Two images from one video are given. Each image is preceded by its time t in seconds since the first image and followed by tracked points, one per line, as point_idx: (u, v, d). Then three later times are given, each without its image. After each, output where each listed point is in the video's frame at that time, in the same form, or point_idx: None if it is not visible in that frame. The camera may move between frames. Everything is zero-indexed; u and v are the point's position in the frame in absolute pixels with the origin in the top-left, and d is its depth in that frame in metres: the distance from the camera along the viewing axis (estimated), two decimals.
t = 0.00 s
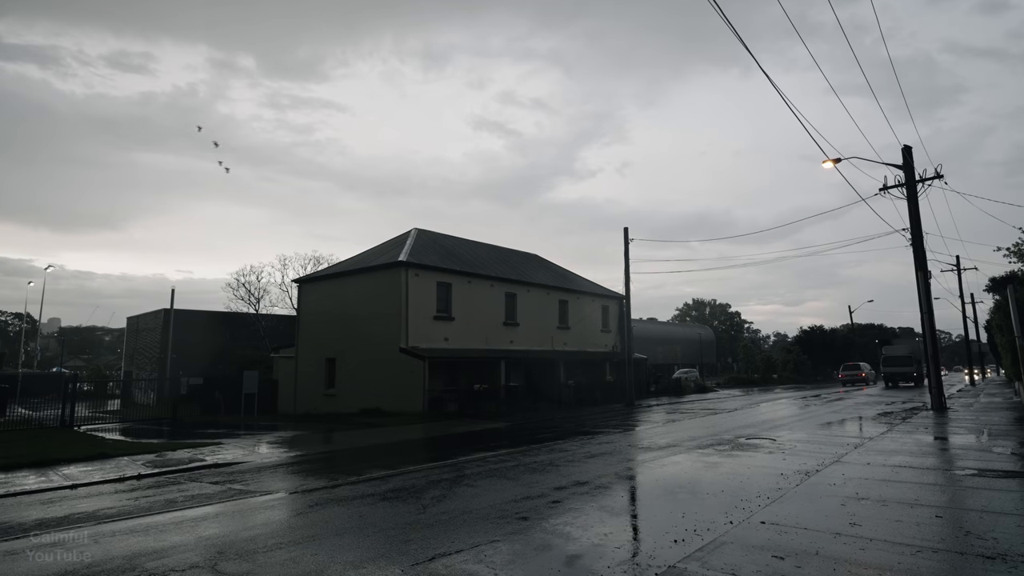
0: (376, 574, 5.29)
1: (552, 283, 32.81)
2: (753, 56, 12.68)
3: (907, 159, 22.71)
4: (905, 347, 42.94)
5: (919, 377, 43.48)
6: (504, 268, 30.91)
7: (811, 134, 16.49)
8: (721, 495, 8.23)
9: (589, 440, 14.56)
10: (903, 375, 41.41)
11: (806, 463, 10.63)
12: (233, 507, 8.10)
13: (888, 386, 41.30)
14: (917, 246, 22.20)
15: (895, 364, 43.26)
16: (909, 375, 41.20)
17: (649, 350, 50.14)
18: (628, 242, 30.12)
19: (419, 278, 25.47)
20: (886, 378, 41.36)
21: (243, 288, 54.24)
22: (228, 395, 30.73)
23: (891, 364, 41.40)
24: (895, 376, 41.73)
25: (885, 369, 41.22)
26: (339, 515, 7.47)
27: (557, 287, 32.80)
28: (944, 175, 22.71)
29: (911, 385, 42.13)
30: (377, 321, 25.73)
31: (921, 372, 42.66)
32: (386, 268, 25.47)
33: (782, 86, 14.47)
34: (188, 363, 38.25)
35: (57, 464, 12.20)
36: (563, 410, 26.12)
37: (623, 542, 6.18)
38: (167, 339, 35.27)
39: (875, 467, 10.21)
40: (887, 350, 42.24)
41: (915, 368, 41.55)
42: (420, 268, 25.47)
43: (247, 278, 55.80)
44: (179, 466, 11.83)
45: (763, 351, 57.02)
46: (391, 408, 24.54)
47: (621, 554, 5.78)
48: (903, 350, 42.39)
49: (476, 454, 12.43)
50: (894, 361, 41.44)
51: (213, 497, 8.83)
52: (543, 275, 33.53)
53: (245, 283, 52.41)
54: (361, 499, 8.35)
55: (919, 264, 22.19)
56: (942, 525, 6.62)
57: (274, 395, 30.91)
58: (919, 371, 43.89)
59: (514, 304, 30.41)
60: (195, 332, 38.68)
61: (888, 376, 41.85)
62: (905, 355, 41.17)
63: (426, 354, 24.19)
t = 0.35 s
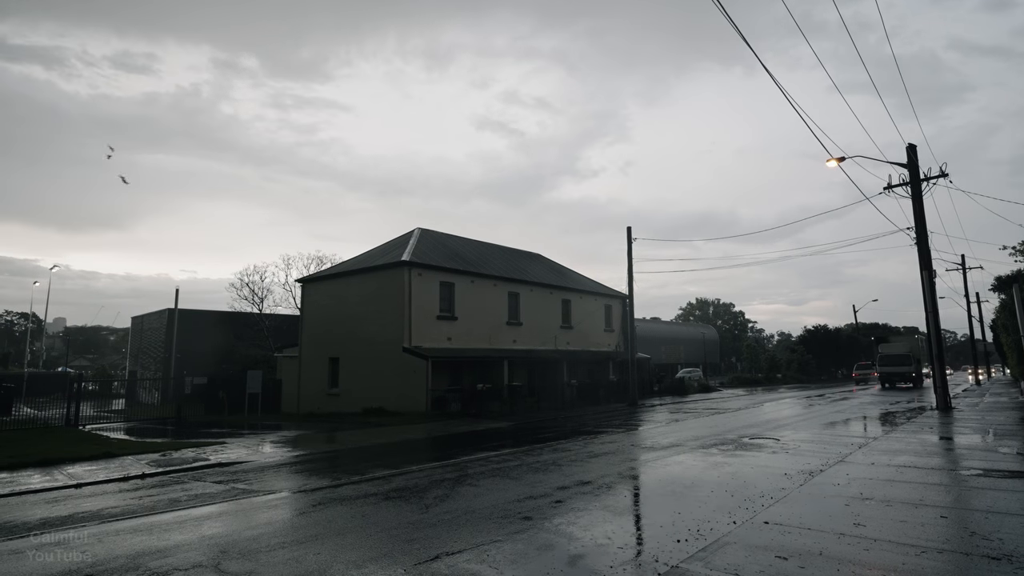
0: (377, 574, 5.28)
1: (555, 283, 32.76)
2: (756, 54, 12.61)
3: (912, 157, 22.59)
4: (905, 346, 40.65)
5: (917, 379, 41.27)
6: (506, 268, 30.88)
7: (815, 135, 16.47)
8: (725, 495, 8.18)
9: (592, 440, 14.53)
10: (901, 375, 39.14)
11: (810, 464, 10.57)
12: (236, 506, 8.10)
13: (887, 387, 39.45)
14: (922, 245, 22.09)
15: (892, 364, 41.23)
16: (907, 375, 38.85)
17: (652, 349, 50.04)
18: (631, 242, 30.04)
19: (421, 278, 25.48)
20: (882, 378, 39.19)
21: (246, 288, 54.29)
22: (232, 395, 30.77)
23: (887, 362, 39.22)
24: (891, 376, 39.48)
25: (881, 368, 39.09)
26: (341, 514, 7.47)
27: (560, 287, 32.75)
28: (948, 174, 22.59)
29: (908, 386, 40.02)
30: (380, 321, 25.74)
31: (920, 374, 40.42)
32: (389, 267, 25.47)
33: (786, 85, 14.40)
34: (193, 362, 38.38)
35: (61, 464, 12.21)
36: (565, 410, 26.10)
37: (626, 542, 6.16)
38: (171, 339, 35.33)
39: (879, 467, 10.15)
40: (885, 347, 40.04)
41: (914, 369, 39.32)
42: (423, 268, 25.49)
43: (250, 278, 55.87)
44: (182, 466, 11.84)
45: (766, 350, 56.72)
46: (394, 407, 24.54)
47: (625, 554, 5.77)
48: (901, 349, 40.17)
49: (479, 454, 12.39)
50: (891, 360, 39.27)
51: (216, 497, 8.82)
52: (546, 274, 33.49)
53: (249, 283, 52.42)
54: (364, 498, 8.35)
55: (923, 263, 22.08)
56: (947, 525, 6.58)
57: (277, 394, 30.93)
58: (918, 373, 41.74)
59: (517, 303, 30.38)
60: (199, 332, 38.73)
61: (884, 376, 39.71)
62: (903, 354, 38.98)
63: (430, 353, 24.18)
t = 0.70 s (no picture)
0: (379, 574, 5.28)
1: (558, 283, 32.73)
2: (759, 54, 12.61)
3: (916, 157, 22.51)
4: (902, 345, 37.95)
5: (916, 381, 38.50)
6: (509, 268, 30.88)
7: (819, 134, 16.44)
8: (728, 496, 8.16)
9: (595, 440, 14.51)
10: (897, 376, 36.33)
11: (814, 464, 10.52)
12: (240, 506, 8.13)
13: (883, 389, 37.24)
14: (926, 244, 22.00)
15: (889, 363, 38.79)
16: (904, 376, 36.04)
17: (656, 349, 49.93)
18: (634, 241, 30.02)
19: (424, 278, 25.49)
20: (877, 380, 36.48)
21: (250, 288, 54.49)
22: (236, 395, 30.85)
23: (882, 363, 36.50)
24: (887, 378, 36.65)
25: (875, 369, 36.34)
26: (344, 514, 7.48)
27: (563, 287, 32.72)
28: (953, 173, 22.49)
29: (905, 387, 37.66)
30: (383, 321, 25.75)
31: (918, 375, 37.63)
32: (392, 267, 25.50)
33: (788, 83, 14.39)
34: (197, 361, 38.54)
35: (65, 464, 12.24)
36: (569, 410, 26.10)
37: (628, 543, 6.16)
38: (175, 339, 35.46)
39: (883, 468, 10.09)
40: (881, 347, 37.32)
41: (912, 370, 36.52)
42: (426, 268, 25.50)
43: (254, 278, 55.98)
44: (186, 465, 11.88)
45: (770, 350, 56.62)
46: (397, 407, 24.56)
47: (627, 555, 5.76)
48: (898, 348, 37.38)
49: (481, 454, 12.38)
50: (887, 360, 36.68)
51: (219, 497, 8.85)
52: (549, 275, 33.47)
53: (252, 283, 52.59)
54: (367, 498, 8.37)
55: (928, 263, 21.98)
56: (951, 526, 6.55)
57: (281, 394, 30.97)
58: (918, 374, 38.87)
59: (520, 304, 30.37)
60: (202, 333, 38.85)
61: (879, 378, 36.91)
62: (900, 354, 36.26)
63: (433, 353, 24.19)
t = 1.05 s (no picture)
0: None
1: (556, 284, 32.77)
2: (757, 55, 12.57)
3: (913, 158, 22.58)
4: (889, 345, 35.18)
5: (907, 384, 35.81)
6: (508, 269, 30.92)
7: (814, 134, 16.52)
8: (725, 496, 8.21)
9: (593, 440, 14.60)
10: (884, 378, 33.74)
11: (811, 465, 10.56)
12: (238, 508, 8.16)
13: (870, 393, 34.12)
14: (924, 245, 22.08)
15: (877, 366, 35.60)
16: (892, 378, 33.45)
17: (654, 350, 50.03)
18: (633, 243, 30.08)
19: (423, 279, 25.50)
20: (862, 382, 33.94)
21: (249, 288, 54.52)
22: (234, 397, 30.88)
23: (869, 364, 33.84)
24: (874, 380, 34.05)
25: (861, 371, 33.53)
26: (342, 515, 7.51)
27: (561, 287, 32.76)
28: (950, 175, 22.57)
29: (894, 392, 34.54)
30: (381, 322, 25.78)
31: (909, 377, 34.95)
32: (390, 269, 25.52)
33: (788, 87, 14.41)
34: (196, 362, 38.55)
35: (64, 465, 12.29)
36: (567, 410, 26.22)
37: (626, 543, 6.18)
38: (174, 340, 35.50)
39: (880, 468, 10.14)
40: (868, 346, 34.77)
41: (902, 371, 33.90)
42: (424, 269, 25.51)
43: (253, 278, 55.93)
44: (185, 466, 11.92)
45: (768, 351, 56.79)
46: (396, 408, 24.60)
47: (625, 555, 5.80)
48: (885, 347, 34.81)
49: (480, 455, 12.41)
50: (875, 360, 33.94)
51: (218, 498, 8.90)
52: (547, 276, 33.48)
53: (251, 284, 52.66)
54: (366, 500, 8.38)
55: (925, 264, 22.07)
56: (947, 527, 6.59)
57: (279, 395, 30.97)
58: (908, 376, 36.16)
59: (518, 304, 30.41)
60: (200, 333, 38.85)
61: (865, 380, 34.35)
62: (887, 353, 33.75)
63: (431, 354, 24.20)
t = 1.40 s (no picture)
0: None
1: (543, 283, 32.80)
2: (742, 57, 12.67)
3: (895, 161, 22.93)
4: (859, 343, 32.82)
5: (878, 386, 33.53)
6: (495, 268, 30.89)
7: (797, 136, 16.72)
8: (709, 495, 8.27)
9: (580, 440, 14.65)
10: (852, 380, 31.34)
11: (794, 463, 10.68)
12: (221, 508, 8.06)
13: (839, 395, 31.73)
14: (904, 246, 22.44)
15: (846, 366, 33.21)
16: (861, 380, 31.08)
17: (640, 349, 50.32)
18: (620, 242, 30.20)
19: (409, 278, 25.39)
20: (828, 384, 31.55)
21: (233, 286, 53.92)
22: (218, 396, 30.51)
23: (836, 364, 31.56)
24: (841, 381, 31.59)
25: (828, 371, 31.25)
26: (327, 516, 7.45)
27: (548, 287, 32.79)
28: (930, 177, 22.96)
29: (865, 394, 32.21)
30: (367, 321, 25.62)
31: (880, 378, 32.64)
32: (376, 267, 25.38)
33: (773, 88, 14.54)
34: (178, 361, 38.00)
35: (43, 466, 12.07)
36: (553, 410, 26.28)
37: (611, 542, 6.20)
38: (155, 338, 34.96)
39: (861, 467, 10.29)
40: (836, 344, 32.31)
41: (871, 372, 31.52)
42: (411, 268, 25.40)
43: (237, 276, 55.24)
44: (167, 467, 11.76)
45: (752, 350, 57.39)
46: (382, 408, 24.46)
47: (610, 554, 5.81)
48: (855, 346, 32.30)
49: (467, 455, 12.39)
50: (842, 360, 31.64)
51: (201, 498, 8.80)
52: (534, 275, 33.50)
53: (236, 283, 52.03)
54: (350, 500, 8.32)
55: (906, 265, 22.42)
56: (926, 524, 6.69)
57: (263, 395, 30.63)
58: (881, 378, 33.78)
59: (505, 303, 30.39)
60: (183, 331, 38.30)
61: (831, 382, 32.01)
62: (857, 353, 31.30)
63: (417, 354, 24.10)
